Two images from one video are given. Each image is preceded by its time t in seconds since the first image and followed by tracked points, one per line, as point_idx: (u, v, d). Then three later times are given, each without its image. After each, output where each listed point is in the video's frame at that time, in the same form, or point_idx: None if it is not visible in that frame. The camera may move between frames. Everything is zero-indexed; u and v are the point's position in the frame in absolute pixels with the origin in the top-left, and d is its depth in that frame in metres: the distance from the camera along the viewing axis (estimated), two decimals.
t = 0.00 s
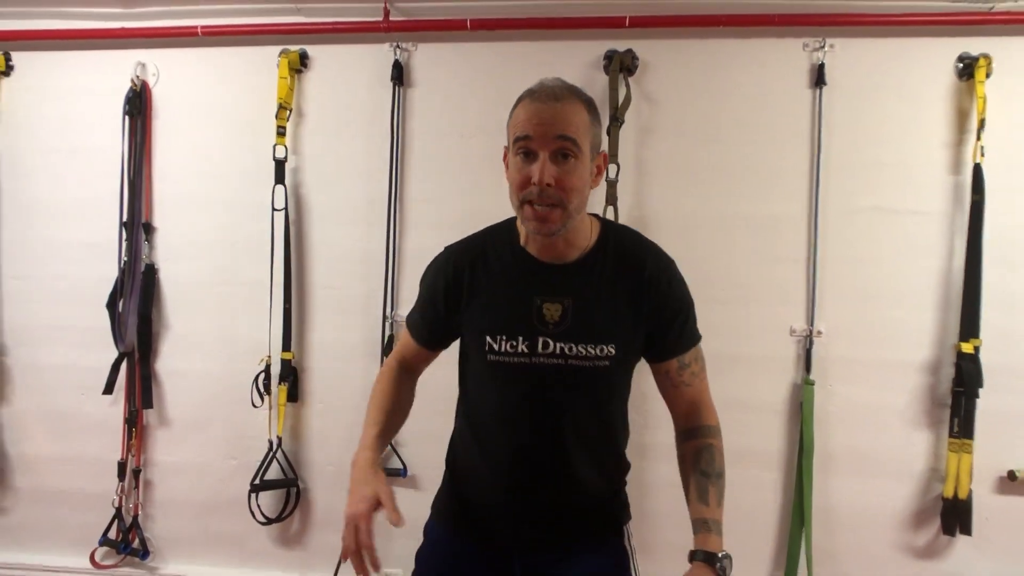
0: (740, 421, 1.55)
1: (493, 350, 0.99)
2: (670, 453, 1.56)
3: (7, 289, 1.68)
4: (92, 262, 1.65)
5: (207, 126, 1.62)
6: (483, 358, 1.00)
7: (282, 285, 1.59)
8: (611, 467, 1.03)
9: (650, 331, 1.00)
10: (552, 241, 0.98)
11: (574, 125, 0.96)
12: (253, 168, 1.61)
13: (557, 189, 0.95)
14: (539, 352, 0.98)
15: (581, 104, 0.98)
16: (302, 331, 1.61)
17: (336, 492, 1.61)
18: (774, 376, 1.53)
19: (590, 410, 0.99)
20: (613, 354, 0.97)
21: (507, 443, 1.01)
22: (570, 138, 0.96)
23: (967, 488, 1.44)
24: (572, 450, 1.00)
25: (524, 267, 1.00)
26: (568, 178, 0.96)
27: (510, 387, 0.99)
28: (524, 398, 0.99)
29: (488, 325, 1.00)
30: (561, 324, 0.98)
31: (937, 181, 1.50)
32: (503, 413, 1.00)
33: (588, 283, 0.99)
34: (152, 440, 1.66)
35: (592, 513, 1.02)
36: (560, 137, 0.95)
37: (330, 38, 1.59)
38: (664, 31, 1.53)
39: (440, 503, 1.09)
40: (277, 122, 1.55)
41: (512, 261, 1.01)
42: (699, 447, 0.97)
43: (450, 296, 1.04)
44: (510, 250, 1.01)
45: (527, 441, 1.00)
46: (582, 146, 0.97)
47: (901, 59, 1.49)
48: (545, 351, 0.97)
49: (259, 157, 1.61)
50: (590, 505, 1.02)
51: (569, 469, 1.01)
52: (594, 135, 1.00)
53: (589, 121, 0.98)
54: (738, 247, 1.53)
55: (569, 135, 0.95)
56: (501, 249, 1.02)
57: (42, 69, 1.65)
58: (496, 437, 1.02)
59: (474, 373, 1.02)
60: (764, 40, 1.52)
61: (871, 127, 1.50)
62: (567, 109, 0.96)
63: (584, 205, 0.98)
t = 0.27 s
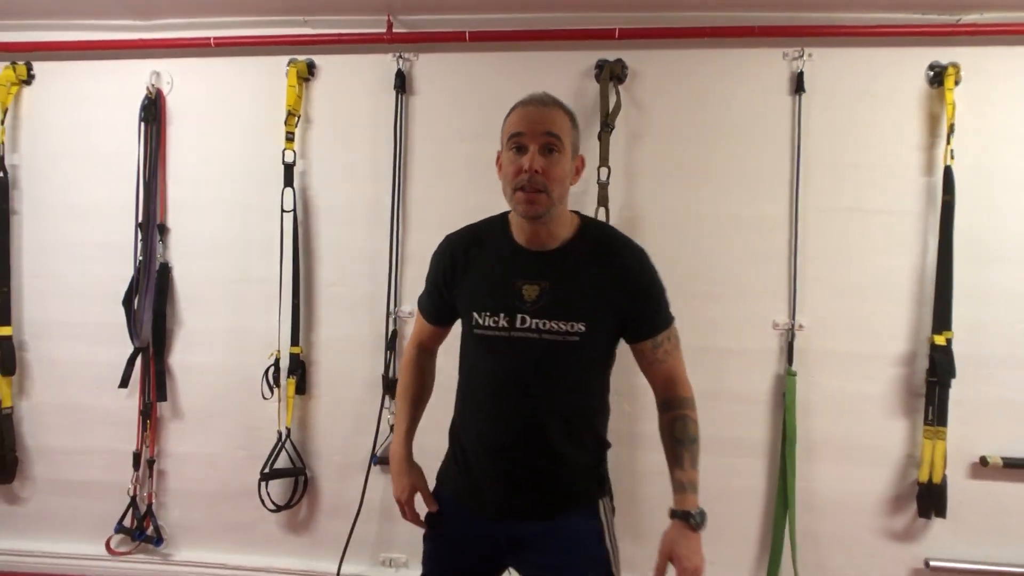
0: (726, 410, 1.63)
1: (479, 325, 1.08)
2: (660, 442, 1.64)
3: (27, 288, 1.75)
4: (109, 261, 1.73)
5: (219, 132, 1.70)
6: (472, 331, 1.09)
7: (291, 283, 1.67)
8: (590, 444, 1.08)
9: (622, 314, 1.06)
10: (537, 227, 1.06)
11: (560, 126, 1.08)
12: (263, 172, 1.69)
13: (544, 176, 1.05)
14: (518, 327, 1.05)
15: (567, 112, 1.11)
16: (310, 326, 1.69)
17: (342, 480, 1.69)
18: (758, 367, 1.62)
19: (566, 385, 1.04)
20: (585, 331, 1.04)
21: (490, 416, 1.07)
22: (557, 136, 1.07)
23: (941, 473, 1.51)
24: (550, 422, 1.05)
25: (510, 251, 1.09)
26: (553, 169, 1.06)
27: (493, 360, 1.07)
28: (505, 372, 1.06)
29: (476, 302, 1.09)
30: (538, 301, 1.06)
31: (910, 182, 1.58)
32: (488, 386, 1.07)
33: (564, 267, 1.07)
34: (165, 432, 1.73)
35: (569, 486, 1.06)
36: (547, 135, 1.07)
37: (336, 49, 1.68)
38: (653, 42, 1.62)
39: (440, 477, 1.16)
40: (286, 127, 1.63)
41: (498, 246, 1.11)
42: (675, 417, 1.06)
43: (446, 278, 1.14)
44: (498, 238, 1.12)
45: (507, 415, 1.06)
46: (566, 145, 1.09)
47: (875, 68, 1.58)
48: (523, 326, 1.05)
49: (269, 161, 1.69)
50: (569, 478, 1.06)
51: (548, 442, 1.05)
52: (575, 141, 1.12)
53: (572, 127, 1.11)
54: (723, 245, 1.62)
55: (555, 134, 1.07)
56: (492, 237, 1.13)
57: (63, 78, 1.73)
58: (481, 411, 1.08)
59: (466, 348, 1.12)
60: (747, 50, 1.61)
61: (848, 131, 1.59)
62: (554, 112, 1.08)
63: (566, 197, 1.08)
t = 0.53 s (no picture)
0: (720, 413, 1.69)
1: (448, 323, 1.13)
2: (656, 444, 1.71)
3: (39, 298, 1.79)
4: (120, 271, 1.78)
5: (228, 145, 1.75)
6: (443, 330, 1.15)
7: (299, 292, 1.72)
8: (556, 429, 1.13)
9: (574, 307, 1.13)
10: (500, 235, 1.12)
11: (516, 143, 1.14)
12: (272, 185, 1.74)
13: (505, 188, 1.10)
14: (482, 323, 1.11)
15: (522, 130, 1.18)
16: (317, 334, 1.74)
17: (349, 483, 1.73)
18: (751, 372, 1.68)
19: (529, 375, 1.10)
20: (541, 324, 1.10)
21: (460, 406, 1.12)
22: (514, 152, 1.13)
23: (926, 472, 1.58)
24: (514, 412, 1.09)
25: (474, 256, 1.16)
26: (512, 182, 1.12)
27: (461, 354, 1.12)
28: (473, 365, 1.11)
29: (444, 304, 1.15)
30: (499, 299, 1.11)
31: (896, 193, 1.65)
32: (460, 378, 1.12)
33: (522, 266, 1.13)
34: (176, 437, 1.77)
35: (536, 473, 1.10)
36: (506, 151, 1.13)
37: (341, 64, 1.73)
38: (648, 58, 1.68)
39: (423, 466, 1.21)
40: (294, 141, 1.68)
41: (463, 252, 1.17)
42: (613, 397, 1.16)
43: (418, 284, 1.21)
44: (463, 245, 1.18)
45: (475, 404, 1.11)
46: (522, 159, 1.15)
47: (861, 83, 1.65)
48: (487, 322, 1.11)
49: (277, 174, 1.74)
50: (537, 463, 1.10)
51: (513, 431, 1.10)
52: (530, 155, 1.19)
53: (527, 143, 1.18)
54: (716, 254, 1.68)
55: (512, 150, 1.14)
56: (458, 244, 1.19)
57: (73, 93, 1.77)
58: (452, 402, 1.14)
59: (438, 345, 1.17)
60: (738, 66, 1.67)
61: (836, 144, 1.66)
62: (510, 131, 1.15)
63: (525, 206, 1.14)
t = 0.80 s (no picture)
0: (712, 410, 1.73)
1: (460, 324, 1.15)
2: (650, 440, 1.74)
3: (43, 301, 1.82)
4: (122, 274, 1.81)
5: (228, 150, 1.78)
6: (453, 331, 1.16)
7: (299, 295, 1.75)
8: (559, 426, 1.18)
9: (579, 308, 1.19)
10: (512, 237, 1.17)
11: (532, 151, 1.19)
12: (271, 189, 1.78)
13: (522, 193, 1.15)
14: (495, 323, 1.14)
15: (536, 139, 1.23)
16: (317, 335, 1.77)
17: (349, 481, 1.77)
18: (742, 370, 1.72)
19: (538, 373, 1.14)
20: (552, 324, 1.15)
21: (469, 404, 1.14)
22: (530, 160, 1.18)
23: (913, 466, 1.62)
24: (525, 408, 1.13)
25: (484, 259, 1.18)
26: (527, 188, 1.17)
27: (472, 354, 1.15)
28: (484, 364, 1.14)
29: (455, 304, 1.16)
30: (512, 300, 1.15)
31: (882, 195, 1.69)
32: (468, 378, 1.15)
33: (533, 270, 1.17)
34: (178, 437, 1.81)
35: (544, 466, 1.14)
36: (522, 158, 1.18)
37: (340, 71, 1.76)
38: (640, 64, 1.72)
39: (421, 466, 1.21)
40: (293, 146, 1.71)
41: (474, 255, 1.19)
42: (608, 393, 1.23)
43: (425, 286, 1.21)
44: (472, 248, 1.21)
45: (485, 403, 1.14)
46: (537, 167, 1.20)
47: (848, 88, 1.69)
48: (500, 322, 1.14)
49: (276, 178, 1.77)
50: (542, 457, 1.14)
51: (521, 426, 1.13)
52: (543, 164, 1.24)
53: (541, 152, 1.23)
54: (707, 255, 1.72)
55: (528, 157, 1.18)
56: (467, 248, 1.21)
57: (76, 100, 1.81)
58: (461, 401, 1.15)
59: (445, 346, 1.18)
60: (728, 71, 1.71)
61: (823, 147, 1.70)
62: (527, 140, 1.20)
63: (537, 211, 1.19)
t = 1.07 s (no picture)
0: (710, 405, 1.74)
1: (484, 321, 1.11)
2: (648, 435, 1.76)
3: (43, 301, 1.83)
4: (122, 274, 1.82)
5: (228, 150, 1.79)
6: (475, 328, 1.11)
7: (298, 293, 1.77)
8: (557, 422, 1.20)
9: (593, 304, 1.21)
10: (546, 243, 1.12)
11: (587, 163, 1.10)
12: (271, 188, 1.79)
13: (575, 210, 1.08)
14: (521, 321, 1.11)
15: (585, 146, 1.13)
16: (317, 333, 1.78)
17: (349, 478, 1.78)
18: (739, 364, 1.73)
19: (554, 369, 1.15)
20: (573, 321, 1.15)
21: (485, 402, 1.12)
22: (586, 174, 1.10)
23: (908, 458, 1.63)
24: (536, 404, 1.14)
25: (509, 256, 1.13)
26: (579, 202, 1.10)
27: (492, 352, 1.12)
28: (504, 361, 1.12)
29: (478, 300, 1.11)
30: (537, 298, 1.12)
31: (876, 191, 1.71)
32: (483, 376, 1.12)
33: (556, 267, 1.15)
34: (179, 435, 1.82)
35: (550, 458, 1.17)
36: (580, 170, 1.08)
37: (338, 71, 1.78)
38: (635, 63, 1.74)
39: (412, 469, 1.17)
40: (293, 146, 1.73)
41: (496, 249, 1.13)
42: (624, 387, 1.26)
43: (442, 277, 1.11)
44: (495, 241, 1.14)
45: (505, 400, 1.12)
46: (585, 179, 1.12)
47: (841, 85, 1.71)
48: (525, 320, 1.11)
49: (276, 177, 1.79)
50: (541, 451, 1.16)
51: (531, 422, 1.14)
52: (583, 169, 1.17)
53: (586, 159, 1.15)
54: (703, 251, 1.74)
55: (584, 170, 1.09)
56: (488, 241, 1.14)
57: (76, 101, 1.82)
58: (477, 398, 1.13)
59: (460, 341, 1.13)
60: (722, 70, 1.73)
61: (817, 144, 1.72)
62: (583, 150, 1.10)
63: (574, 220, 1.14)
